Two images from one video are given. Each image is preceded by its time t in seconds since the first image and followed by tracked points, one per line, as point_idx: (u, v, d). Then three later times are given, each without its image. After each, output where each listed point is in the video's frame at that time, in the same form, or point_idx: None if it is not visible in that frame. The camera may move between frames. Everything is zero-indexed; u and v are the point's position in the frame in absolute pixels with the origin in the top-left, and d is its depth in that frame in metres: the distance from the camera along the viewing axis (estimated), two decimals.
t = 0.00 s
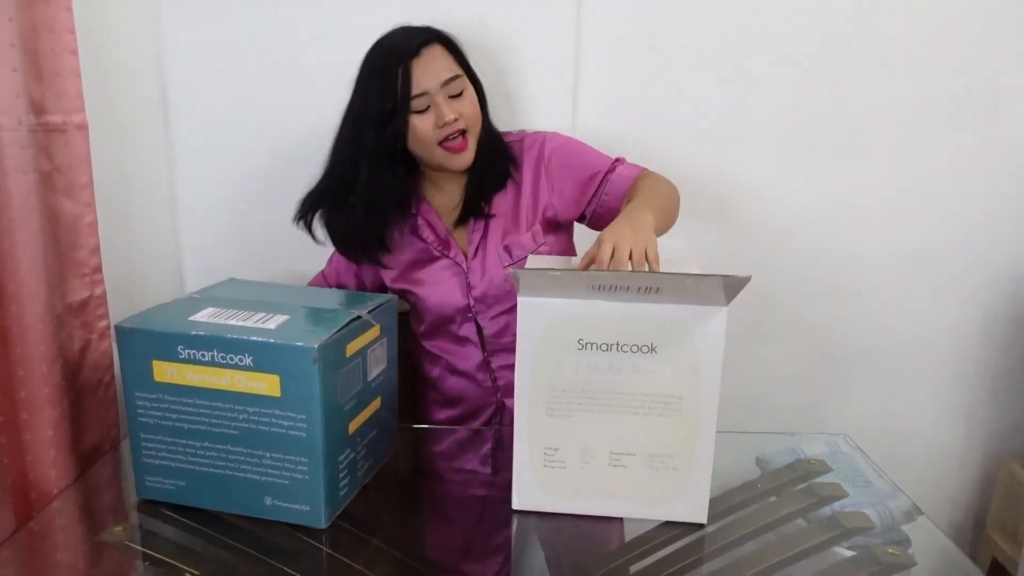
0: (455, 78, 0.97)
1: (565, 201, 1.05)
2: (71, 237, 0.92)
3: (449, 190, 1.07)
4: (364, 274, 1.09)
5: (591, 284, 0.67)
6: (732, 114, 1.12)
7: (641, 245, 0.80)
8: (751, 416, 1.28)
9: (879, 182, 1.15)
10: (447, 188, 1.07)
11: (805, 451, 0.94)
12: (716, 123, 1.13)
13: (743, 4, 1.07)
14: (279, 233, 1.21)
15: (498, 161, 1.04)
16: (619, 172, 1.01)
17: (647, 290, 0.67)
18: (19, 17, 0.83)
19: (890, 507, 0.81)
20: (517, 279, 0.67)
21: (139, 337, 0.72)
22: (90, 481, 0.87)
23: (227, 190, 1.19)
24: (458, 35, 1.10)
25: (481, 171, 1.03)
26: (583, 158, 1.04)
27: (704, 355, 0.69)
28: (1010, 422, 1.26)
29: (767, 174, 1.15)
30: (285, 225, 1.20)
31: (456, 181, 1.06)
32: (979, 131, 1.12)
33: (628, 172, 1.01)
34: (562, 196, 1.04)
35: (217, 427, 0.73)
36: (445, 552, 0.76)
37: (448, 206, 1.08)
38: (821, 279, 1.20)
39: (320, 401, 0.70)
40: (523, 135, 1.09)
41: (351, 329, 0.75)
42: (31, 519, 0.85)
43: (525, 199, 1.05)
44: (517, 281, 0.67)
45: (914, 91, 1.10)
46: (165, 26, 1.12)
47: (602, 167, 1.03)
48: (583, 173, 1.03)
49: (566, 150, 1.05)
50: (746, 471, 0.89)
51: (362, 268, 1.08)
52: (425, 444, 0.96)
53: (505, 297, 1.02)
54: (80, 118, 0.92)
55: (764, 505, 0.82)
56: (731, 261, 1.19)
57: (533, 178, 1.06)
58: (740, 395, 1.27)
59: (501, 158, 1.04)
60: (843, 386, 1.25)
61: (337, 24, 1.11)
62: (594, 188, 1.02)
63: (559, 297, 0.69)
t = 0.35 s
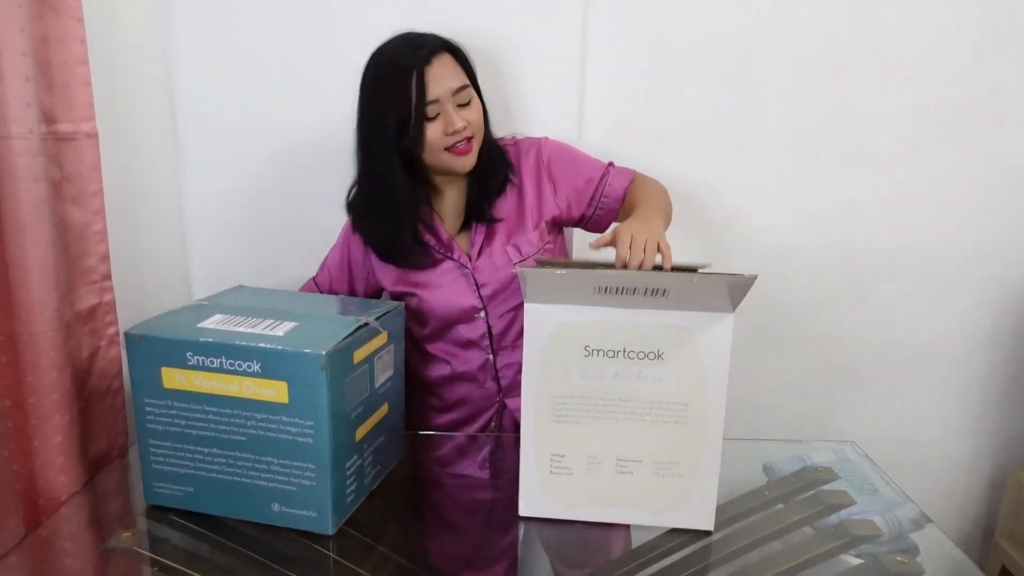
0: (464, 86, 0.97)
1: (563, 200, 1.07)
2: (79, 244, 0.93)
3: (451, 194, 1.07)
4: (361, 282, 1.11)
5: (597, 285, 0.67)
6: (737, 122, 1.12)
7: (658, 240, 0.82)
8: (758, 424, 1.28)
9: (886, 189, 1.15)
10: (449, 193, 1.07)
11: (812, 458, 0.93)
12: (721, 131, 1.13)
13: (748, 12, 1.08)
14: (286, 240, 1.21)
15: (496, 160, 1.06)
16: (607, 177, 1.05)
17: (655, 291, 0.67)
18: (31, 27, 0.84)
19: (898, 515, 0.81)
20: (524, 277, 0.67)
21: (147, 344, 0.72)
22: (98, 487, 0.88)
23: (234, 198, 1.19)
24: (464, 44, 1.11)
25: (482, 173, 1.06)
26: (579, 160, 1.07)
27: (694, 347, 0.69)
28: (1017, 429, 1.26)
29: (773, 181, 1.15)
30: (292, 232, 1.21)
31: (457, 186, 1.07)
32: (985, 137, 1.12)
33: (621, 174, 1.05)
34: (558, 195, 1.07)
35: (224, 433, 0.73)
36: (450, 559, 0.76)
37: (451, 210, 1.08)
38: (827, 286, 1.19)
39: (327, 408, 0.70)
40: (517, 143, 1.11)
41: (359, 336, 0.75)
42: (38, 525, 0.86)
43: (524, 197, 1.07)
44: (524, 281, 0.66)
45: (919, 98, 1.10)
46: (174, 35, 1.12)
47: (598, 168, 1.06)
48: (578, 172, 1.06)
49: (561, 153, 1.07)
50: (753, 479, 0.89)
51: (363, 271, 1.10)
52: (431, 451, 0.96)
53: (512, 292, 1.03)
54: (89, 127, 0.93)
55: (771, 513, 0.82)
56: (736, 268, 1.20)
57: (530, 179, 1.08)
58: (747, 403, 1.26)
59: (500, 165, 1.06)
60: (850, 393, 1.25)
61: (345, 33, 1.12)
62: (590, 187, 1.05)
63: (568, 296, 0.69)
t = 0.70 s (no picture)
0: (464, 98, 0.97)
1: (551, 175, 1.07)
2: (86, 244, 0.93)
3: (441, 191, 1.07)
4: (353, 281, 1.09)
5: (604, 283, 0.67)
6: (744, 121, 1.12)
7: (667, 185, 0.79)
8: (764, 423, 1.27)
9: (893, 189, 1.14)
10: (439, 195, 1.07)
11: (818, 458, 0.93)
12: (727, 130, 1.12)
13: (755, 11, 1.07)
14: (292, 239, 1.21)
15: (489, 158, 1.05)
16: (588, 141, 1.06)
17: (661, 290, 0.67)
18: (37, 28, 0.84)
19: (905, 516, 0.80)
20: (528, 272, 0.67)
21: (154, 344, 0.72)
22: (105, 486, 0.88)
23: (240, 197, 1.19)
24: (470, 43, 1.11)
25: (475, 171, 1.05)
26: (559, 133, 1.07)
27: (688, 326, 0.69)
28: None
29: (780, 180, 1.15)
30: (298, 231, 1.21)
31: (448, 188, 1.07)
32: (993, 136, 1.11)
33: (599, 136, 1.05)
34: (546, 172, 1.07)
35: (231, 433, 0.73)
36: (458, 559, 0.76)
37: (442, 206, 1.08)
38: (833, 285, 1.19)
39: (333, 408, 0.70)
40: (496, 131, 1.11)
41: (365, 335, 0.75)
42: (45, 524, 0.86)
43: (512, 181, 1.07)
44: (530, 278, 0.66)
45: (926, 97, 1.10)
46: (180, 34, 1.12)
47: (579, 137, 1.06)
48: (562, 145, 1.07)
49: (543, 130, 1.08)
50: (759, 479, 0.89)
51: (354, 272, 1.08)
52: (436, 450, 0.97)
53: (513, 272, 1.04)
54: (97, 127, 0.93)
55: (778, 513, 0.82)
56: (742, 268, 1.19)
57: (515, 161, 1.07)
58: (753, 402, 1.26)
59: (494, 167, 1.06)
60: (856, 392, 1.25)
61: (351, 33, 1.12)
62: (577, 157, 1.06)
63: (571, 293, 0.69)
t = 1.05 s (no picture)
0: (487, 95, 0.98)
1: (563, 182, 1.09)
2: (93, 248, 0.94)
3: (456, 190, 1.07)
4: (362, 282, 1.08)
5: (608, 283, 0.67)
6: (747, 122, 1.12)
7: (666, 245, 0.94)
8: (769, 425, 1.27)
9: (899, 190, 1.14)
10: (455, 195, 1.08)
11: (824, 460, 0.93)
12: (731, 131, 1.12)
13: (759, 12, 1.07)
14: (297, 242, 1.22)
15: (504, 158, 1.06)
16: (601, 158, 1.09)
17: (665, 290, 0.67)
18: (46, 35, 0.85)
19: (912, 518, 0.80)
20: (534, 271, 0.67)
21: (160, 346, 0.73)
22: (111, 489, 0.88)
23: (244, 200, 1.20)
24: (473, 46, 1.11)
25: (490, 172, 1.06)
26: (575, 145, 1.10)
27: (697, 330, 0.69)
28: None
29: (784, 182, 1.14)
30: (302, 234, 1.21)
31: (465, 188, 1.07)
32: (999, 137, 1.11)
33: (612, 155, 1.09)
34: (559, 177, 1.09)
35: (237, 436, 0.73)
36: (465, 562, 0.77)
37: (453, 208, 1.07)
38: (838, 286, 1.19)
39: (339, 410, 0.70)
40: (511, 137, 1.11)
41: (370, 338, 0.75)
42: (51, 526, 0.86)
43: (527, 191, 1.08)
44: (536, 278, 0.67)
45: (930, 97, 1.10)
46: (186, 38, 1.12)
47: (592, 159, 1.09)
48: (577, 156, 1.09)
49: (560, 143, 1.09)
50: (764, 481, 0.89)
51: (366, 272, 1.08)
52: (441, 452, 0.97)
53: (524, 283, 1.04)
54: (103, 132, 0.94)
55: (784, 515, 0.81)
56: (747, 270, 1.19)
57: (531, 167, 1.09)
58: (758, 404, 1.26)
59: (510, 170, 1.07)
60: (862, 394, 1.24)
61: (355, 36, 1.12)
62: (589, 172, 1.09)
63: (576, 294, 0.69)
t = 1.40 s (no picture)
0: (518, 80, 1.01)
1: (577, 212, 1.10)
2: (92, 244, 0.94)
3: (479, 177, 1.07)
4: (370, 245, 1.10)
5: (595, 275, 0.68)
6: (747, 115, 1.11)
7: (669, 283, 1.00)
8: (769, 418, 1.27)
9: (900, 183, 1.14)
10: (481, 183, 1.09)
11: (825, 453, 0.93)
12: (731, 124, 1.12)
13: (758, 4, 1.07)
14: (296, 238, 1.21)
15: (524, 154, 1.06)
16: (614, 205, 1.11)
17: (654, 283, 0.67)
18: (42, 31, 0.84)
19: (913, 511, 0.80)
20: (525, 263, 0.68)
21: (159, 343, 0.73)
22: (112, 487, 0.88)
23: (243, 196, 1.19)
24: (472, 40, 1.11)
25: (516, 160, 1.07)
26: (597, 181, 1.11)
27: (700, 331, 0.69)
28: None
29: (784, 175, 1.14)
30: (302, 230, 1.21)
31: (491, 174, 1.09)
32: (1000, 129, 1.11)
33: (624, 211, 1.11)
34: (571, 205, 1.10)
35: (237, 432, 0.73)
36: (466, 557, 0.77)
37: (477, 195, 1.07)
38: (838, 279, 1.19)
39: (338, 406, 0.70)
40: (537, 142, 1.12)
41: (369, 334, 0.75)
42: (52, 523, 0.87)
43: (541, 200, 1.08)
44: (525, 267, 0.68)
45: (930, 89, 1.10)
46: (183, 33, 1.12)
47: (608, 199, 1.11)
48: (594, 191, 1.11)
49: (584, 167, 1.10)
50: (765, 474, 0.89)
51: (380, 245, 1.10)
52: (442, 447, 0.97)
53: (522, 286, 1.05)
54: (101, 128, 0.94)
55: (785, 508, 0.81)
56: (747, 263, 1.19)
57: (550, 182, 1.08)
58: (759, 398, 1.26)
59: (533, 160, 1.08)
60: (863, 387, 1.24)
61: (353, 31, 1.12)
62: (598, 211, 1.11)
63: (564, 288, 0.70)
